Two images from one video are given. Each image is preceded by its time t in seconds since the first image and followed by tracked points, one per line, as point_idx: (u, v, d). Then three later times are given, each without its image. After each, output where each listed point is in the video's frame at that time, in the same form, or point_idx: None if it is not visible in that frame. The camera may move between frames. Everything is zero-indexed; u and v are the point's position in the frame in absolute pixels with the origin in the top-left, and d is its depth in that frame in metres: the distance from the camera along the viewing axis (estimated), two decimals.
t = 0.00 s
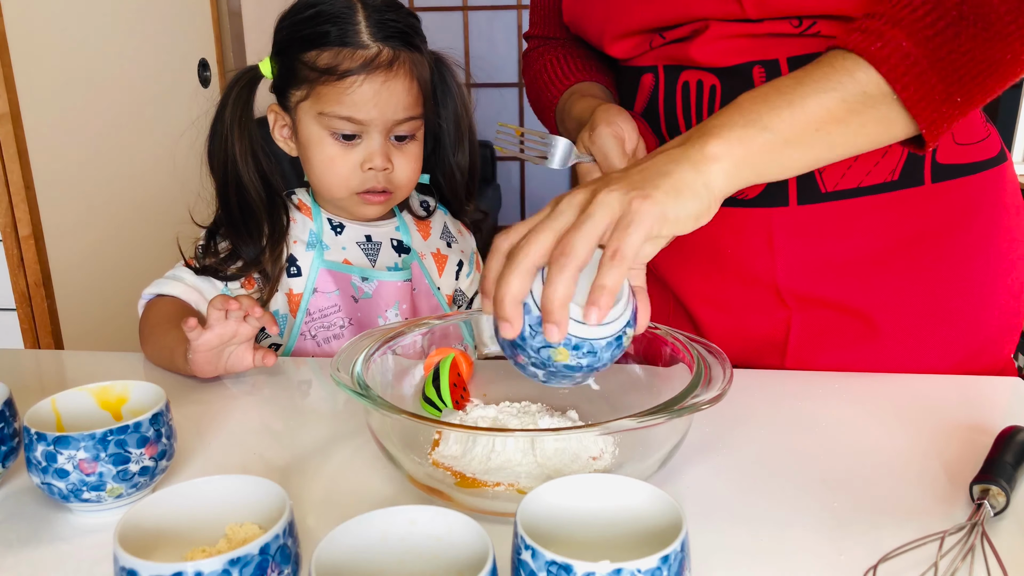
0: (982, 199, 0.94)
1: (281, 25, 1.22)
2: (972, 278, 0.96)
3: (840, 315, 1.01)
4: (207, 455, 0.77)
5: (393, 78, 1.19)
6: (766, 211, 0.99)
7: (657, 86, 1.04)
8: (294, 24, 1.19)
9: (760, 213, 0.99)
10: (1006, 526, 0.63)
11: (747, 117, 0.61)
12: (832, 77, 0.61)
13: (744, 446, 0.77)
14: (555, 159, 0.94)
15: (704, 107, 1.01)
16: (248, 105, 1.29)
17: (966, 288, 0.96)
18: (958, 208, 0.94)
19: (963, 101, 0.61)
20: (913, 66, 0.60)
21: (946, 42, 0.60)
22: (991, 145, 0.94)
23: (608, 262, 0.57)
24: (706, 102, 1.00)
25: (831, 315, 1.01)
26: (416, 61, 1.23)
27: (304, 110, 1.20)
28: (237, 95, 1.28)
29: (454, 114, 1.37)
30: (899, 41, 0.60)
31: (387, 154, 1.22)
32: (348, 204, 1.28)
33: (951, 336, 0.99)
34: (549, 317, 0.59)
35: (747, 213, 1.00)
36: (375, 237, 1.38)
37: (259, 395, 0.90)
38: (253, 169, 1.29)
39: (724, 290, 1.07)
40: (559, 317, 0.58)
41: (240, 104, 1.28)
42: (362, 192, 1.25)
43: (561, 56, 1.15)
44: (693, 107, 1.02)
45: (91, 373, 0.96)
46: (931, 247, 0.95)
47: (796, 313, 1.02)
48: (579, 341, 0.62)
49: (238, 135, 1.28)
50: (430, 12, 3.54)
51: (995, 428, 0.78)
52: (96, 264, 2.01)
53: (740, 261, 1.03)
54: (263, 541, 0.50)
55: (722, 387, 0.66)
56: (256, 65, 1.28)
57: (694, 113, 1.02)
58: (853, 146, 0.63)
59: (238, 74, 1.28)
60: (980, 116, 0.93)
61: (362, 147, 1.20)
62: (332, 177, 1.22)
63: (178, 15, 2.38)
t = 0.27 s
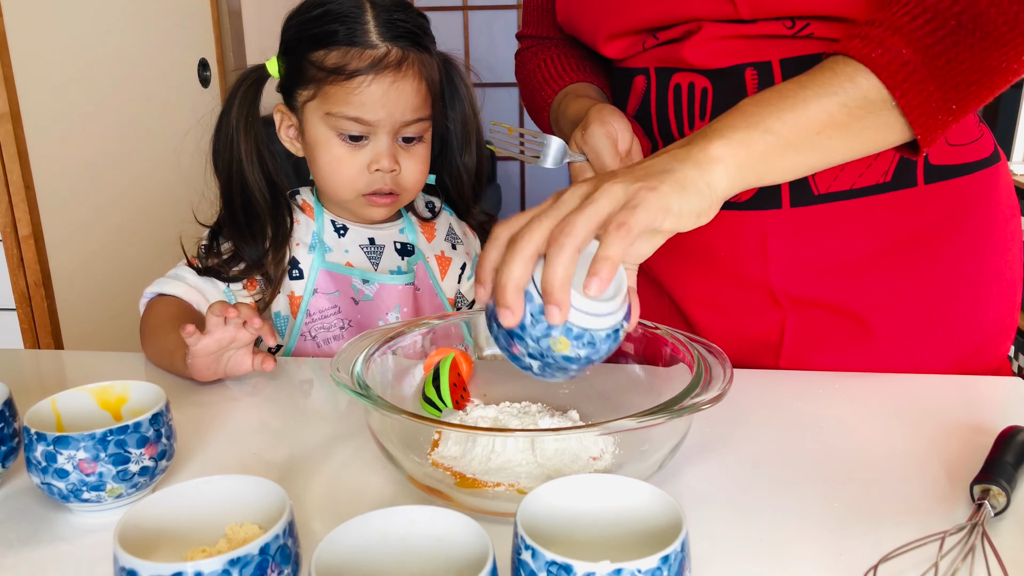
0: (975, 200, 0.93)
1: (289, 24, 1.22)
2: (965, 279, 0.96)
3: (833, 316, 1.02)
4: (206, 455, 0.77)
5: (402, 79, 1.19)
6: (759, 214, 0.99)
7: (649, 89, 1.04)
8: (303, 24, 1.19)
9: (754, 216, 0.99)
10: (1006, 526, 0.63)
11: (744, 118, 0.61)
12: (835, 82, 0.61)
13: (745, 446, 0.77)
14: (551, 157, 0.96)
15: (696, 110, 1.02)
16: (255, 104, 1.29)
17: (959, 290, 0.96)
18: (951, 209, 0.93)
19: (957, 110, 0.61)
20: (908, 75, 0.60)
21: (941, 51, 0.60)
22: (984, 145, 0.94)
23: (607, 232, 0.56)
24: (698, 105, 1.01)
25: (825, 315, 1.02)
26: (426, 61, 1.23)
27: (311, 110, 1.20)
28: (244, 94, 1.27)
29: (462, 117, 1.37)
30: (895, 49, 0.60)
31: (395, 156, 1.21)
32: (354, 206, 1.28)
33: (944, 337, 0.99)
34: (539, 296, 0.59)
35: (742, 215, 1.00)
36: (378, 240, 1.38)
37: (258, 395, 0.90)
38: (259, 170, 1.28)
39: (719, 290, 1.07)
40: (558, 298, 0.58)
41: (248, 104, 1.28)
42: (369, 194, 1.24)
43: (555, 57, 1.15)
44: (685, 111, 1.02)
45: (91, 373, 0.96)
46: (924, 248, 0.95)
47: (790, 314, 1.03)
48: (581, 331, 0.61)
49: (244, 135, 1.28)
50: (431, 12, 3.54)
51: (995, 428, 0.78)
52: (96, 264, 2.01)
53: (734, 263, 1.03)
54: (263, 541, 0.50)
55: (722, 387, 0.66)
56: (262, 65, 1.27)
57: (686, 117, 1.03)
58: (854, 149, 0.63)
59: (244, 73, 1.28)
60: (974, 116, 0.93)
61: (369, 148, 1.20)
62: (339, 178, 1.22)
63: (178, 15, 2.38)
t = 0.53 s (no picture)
0: (964, 201, 0.93)
1: (302, 25, 1.22)
2: (959, 279, 0.96)
3: (827, 319, 1.01)
4: (206, 455, 0.77)
5: (416, 82, 1.19)
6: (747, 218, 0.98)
7: (634, 93, 1.05)
8: (315, 24, 1.18)
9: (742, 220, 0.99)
10: (1006, 526, 0.63)
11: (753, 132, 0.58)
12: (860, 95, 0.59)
13: (746, 446, 0.77)
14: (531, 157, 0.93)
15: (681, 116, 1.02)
16: (265, 108, 1.30)
17: (954, 290, 0.96)
18: (942, 209, 0.94)
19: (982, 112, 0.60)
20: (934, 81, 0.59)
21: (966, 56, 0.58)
22: (977, 146, 0.93)
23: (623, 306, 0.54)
24: (683, 110, 1.02)
25: (819, 318, 1.01)
26: (440, 63, 1.23)
27: (324, 113, 1.20)
28: (255, 97, 1.28)
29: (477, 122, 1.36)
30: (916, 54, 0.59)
31: (408, 161, 1.21)
32: (366, 213, 1.28)
33: (941, 336, 0.99)
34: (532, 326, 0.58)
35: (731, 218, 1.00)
36: (385, 247, 1.38)
37: (259, 395, 0.90)
38: (268, 173, 1.29)
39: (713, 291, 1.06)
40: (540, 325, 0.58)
41: (258, 109, 1.29)
42: (381, 201, 1.25)
43: (543, 58, 1.15)
44: (670, 115, 1.03)
45: (92, 372, 0.96)
46: (917, 249, 0.95)
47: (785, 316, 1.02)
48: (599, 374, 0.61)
49: (254, 143, 1.29)
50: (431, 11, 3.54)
51: (995, 428, 0.78)
52: (96, 264, 2.01)
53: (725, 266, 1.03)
54: (263, 541, 0.50)
55: (723, 388, 0.66)
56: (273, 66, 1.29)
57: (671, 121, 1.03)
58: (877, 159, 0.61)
59: (254, 76, 1.29)
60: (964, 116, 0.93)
61: (382, 153, 1.20)
62: (351, 182, 1.22)
63: (178, 14, 2.38)
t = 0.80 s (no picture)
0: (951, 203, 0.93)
1: (309, 29, 1.22)
2: (948, 280, 0.96)
3: (817, 321, 1.01)
4: (207, 456, 0.77)
5: (425, 82, 1.18)
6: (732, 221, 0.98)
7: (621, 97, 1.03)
8: (322, 27, 1.18)
9: (727, 224, 0.98)
10: (1006, 526, 0.63)
11: (588, 145, 0.50)
12: (691, 109, 0.50)
13: (746, 446, 0.77)
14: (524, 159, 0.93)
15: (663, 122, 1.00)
16: (275, 114, 1.28)
17: (943, 291, 0.96)
18: (927, 210, 0.93)
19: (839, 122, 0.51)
20: (852, 90, 0.50)
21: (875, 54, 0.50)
22: (963, 146, 0.93)
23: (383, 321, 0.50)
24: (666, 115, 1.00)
25: (806, 320, 1.01)
26: (450, 63, 1.22)
27: (332, 118, 1.19)
28: (263, 106, 1.27)
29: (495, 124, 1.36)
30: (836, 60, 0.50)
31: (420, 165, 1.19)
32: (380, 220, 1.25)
33: (930, 337, 0.99)
34: (316, 304, 0.50)
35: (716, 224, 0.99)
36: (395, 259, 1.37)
37: (259, 396, 0.90)
38: (276, 184, 1.30)
39: (704, 292, 1.05)
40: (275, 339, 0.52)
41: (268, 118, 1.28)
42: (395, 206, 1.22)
43: (537, 61, 1.15)
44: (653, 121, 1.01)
45: (92, 373, 0.96)
46: (902, 249, 0.95)
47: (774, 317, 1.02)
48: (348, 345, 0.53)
49: (263, 150, 1.29)
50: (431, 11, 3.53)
51: (995, 429, 0.78)
52: (96, 265, 2.01)
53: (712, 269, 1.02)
54: (263, 541, 0.50)
55: (722, 388, 0.66)
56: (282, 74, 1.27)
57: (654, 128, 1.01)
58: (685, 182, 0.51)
59: (264, 84, 1.27)
60: (950, 117, 0.92)
61: (393, 158, 1.17)
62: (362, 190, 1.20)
63: (178, 14, 2.38)
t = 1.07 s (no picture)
0: (938, 202, 0.95)
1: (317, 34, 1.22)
2: (935, 281, 0.96)
3: (810, 326, 1.00)
4: (207, 456, 0.77)
5: (432, 82, 1.14)
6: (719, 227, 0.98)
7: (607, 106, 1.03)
8: (329, 29, 1.19)
9: (713, 230, 0.99)
10: (1007, 526, 0.63)
11: (287, 217, 0.50)
12: (384, 166, 0.51)
13: (746, 446, 0.77)
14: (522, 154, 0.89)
15: (650, 130, 1.00)
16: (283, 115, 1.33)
17: (931, 292, 0.97)
18: (916, 209, 0.95)
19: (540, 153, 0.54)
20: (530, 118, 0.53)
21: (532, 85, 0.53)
22: (950, 147, 0.95)
23: (91, 438, 0.48)
24: (651, 123, 0.99)
25: (799, 324, 1.00)
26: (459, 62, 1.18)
27: (338, 124, 1.19)
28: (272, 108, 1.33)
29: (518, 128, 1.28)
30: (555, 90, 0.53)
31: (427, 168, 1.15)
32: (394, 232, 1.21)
33: (922, 339, 0.99)
34: (9, 426, 0.49)
35: (700, 229, 0.99)
36: (401, 273, 1.38)
37: (259, 396, 0.90)
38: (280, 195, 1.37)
39: (695, 296, 1.04)
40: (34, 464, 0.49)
41: (276, 129, 1.34)
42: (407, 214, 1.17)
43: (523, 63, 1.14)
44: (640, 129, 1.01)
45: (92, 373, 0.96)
46: (892, 250, 0.96)
47: (766, 321, 1.01)
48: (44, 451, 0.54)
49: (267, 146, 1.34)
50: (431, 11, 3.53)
51: (996, 429, 0.78)
52: (95, 265, 2.01)
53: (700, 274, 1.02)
54: (263, 541, 0.50)
55: (723, 388, 0.66)
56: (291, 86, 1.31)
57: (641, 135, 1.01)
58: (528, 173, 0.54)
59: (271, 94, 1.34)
60: (934, 120, 0.94)
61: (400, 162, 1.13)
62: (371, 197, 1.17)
63: (178, 14, 2.37)
